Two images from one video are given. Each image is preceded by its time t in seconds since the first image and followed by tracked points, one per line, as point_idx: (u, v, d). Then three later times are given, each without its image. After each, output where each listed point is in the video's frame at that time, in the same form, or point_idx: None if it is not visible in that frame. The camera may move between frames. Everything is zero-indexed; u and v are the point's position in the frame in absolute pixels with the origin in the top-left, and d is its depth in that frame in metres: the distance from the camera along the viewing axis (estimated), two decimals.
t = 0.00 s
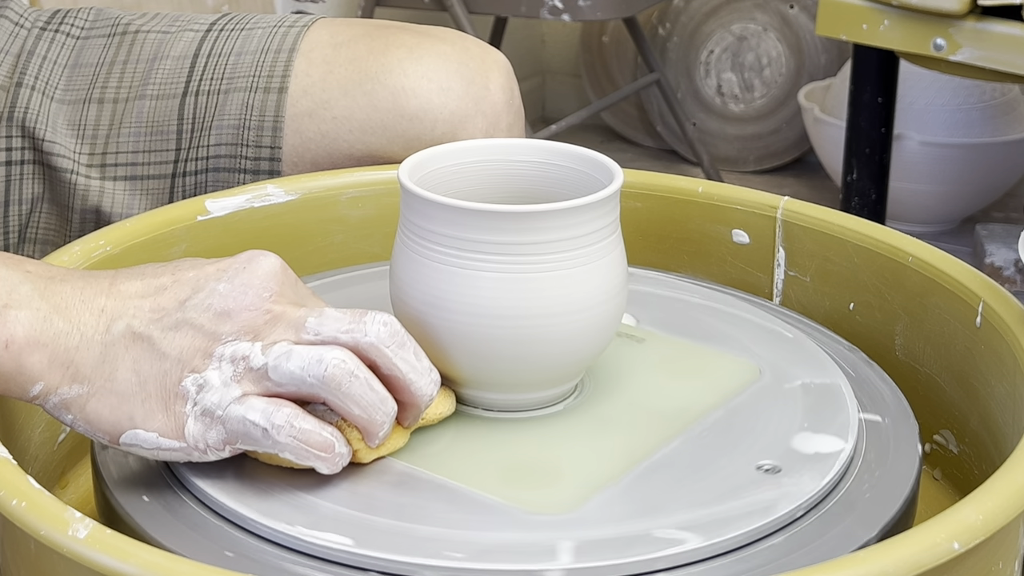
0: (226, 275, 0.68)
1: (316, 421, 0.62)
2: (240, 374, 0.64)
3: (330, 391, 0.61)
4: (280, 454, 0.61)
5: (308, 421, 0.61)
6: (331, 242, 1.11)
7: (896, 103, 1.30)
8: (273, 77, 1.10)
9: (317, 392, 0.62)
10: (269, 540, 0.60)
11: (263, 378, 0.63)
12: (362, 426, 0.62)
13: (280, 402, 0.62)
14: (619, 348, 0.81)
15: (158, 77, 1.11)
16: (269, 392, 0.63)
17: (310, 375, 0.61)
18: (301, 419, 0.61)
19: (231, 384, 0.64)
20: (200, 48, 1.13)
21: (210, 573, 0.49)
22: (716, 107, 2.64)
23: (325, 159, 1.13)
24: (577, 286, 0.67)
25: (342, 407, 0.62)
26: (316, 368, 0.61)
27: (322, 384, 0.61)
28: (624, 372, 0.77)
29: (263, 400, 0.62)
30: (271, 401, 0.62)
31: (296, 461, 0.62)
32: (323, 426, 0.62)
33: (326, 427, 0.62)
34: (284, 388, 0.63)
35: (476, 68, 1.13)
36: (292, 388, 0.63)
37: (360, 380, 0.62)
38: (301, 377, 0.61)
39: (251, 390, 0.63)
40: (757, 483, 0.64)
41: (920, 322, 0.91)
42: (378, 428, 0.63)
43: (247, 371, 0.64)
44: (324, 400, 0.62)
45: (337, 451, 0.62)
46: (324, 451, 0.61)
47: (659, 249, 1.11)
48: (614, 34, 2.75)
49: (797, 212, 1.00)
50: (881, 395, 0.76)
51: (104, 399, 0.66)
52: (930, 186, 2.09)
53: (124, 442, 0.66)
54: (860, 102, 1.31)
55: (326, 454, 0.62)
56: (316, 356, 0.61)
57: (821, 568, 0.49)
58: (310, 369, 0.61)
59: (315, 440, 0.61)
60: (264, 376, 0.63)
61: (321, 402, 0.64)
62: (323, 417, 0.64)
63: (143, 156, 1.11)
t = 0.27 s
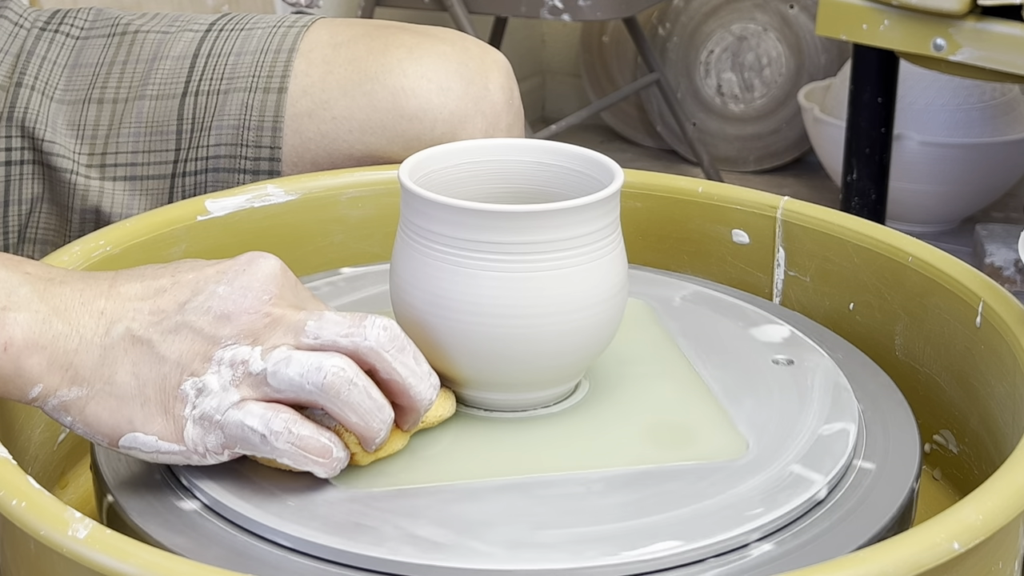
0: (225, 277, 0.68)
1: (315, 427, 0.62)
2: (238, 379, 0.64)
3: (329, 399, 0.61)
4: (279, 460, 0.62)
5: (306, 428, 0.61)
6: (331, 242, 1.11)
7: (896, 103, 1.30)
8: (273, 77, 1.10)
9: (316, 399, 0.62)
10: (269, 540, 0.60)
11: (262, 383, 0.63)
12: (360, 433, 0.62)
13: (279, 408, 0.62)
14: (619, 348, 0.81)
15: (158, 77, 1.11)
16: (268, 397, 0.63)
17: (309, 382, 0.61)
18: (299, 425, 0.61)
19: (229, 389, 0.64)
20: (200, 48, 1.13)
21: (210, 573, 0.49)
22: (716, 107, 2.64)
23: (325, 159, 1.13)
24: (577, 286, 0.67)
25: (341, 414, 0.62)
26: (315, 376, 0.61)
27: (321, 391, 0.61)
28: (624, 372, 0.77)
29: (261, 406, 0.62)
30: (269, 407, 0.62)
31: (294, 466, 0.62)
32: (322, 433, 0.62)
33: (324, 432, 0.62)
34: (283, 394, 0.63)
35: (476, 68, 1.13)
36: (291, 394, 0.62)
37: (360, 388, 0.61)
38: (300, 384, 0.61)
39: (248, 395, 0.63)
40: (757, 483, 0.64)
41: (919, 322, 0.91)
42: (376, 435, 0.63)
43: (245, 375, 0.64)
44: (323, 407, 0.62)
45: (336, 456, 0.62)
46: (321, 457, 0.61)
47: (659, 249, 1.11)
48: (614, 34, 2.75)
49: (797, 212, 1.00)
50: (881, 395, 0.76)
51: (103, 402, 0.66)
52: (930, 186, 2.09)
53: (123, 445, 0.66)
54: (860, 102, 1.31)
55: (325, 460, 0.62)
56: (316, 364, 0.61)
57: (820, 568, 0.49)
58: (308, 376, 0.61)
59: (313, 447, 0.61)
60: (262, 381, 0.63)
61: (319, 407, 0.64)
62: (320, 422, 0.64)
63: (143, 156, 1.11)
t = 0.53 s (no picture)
0: (226, 279, 0.68)
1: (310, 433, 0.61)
2: (237, 382, 0.64)
3: (330, 402, 0.61)
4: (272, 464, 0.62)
5: (299, 435, 0.61)
6: (331, 242, 1.11)
7: (896, 103, 1.30)
8: (274, 77, 1.10)
9: (316, 402, 0.62)
10: (270, 540, 0.60)
11: (262, 386, 0.63)
12: (361, 437, 0.62)
13: (272, 414, 0.62)
14: (620, 348, 0.81)
15: (158, 77, 1.11)
16: (267, 400, 0.63)
17: (310, 386, 0.61)
18: (290, 433, 0.61)
19: (229, 391, 0.64)
20: (200, 48, 1.13)
21: (210, 573, 0.49)
22: (716, 107, 2.64)
23: (325, 159, 1.13)
24: (577, 285, 0.67)
25: (341, 417, 0.62)
26: (316, 379, 0.61)
27: (322, 394, 0.61)
28: (625, 372, 0.77)
29: (255, 410, 0.62)
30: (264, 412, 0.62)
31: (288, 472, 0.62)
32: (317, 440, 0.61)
33: (317, 440, 0.61)
34: (283, 397, 0.63)
35: (476, 68, 1.13)
36: (291, 397, 0.62)
37: (359, 392, 0.61)
38: (301, 387, 0.61)
39: (246, 399, 0.63)
40: (757, 483, 0.64)
41: (920, 322, 0.91)
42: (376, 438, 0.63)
43: (246, 378, 0.64)
44: (323, 410, 0.62)
45: (330, 464, 0.62)
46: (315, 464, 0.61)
47: (659, 249, 1.11)
48: (614, 34, 2.75)
49: (797, 212, 1.00)
50: (882, 395, 0.76)
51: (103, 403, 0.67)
52: (930, 186, 2.09)
53: (123, 446, 0.66)
54: (860, 102, 1.31)
55: (318, 467, 0.61)
56: (316, 367, 0.61)
57: (820, 568, 0.49)
58: (309, 380, 0.61)
59: (305, 455, 0.61)
60: (262, 384, 0.63)
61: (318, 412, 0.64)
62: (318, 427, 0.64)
63: (143, 156, 1.11)
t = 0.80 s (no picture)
0: (224, 280, 0.68)
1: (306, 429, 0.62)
2: (233, 382, 0.64)
3: (328, 404, 0.61)
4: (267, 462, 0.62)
5: (292, 432, 0.61)
6: (331, 242, 1.11)
7: (896, 103, 1.30)
8: (274, 77, 1.10)
9: (314, 403, 0.62)
10: (270, 540, 0.60)
11: (259, 387, 0.63)
12: (357, 440, 0.63)
13: (264, 411, 0.62)
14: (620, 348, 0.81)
15: (158, 77, 1.11)
16: (264, 401, 0.63)
17: (308, 387, 0.61)
18: (283, 429, 0.61)
19: (226, 392, 0.64)
20: (200, 48, 1.13)
21: (209, 573, 0.49)
22: (716, 107, 2.64)
23: (325, 159, 1.13)
24: (577, 285, 0.67)
25: (338, 418, 0.62)
26: (314, 381, 0.61)
27: (320, 396, 0.61)
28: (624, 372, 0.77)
29: (247, 409, 0.62)
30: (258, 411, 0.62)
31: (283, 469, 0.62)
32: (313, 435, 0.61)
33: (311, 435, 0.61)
34: (281, 398, 0.63)
35: (476, 68, 1.13)
36: (289, 398, 0.62)
37: (357, 394, 0.62)
38: (299, 388, 0.61)
39: (243, 399, 0.63)
40: (756, 483, 0.64)
41: (920, 322, 0.91)
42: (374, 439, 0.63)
43: (242, 379, 0.64)
44: (321, 411, 0.62)
45: (325, 459, 0.62)
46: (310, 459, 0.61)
47: (659, 249, 1.11)
48: (614, 34, 2.75)
49: (797, 212, 1.00)
50: (881, 395, 0.76)
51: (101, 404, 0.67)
52: (930, 186, 2.09)
53: (121, 448, 0.66)
54: (860, 102, 1.31)
55: (314, 463, 0.61)
56: (315, 368, 0.61)
57: (820, 569, 0.49)
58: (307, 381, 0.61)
59: (298, 450, 0.61)
60: (259, 385, 0.63)
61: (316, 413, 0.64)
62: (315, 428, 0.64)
63: (143, 156, 1.11)
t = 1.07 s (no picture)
0: (221, 283, 0.68)
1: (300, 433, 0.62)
2: (229, 385, 0.64)
3: (321, 410, 0.62)
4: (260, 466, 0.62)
5: (286, 436, 0.61)
6: (331, 242, 1.11)
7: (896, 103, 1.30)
8: (274, 77, 1.10)
9: (308, 409, 0.62)
10: (270, 540, 0.60)
11: (254, 391, 0.64)
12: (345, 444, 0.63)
13: (258, 417, 0.62)
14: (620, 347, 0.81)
15: (159, 77, 1.11)
16: (258, 404, 0.64)
17: (303, 393, 0.62)
18: (277, 433, 0.61)
19: (222, 394, 0.64)
20: (201, 48, 1.13)
21: (209, 573, 0.49)
22: (716, 107, 2.64)
23: (325, 159, 1.13)
24: (577, 285, 0.67)
25: (329, 424, 0.62)
26: (309, 387, 0.62)
27: (314, 402, 0.62)
28: (625, 372, 0.77)
29: (241, 414, 0.62)
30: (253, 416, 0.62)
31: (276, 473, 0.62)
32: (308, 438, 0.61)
33: (305, 438, 0.61)
34: (276, 402, 0.63)
35: (476, 68, 1.13)
36: (284, 402, 0.63)
37: (350, 402, 0.62)
38: (294, 393, 0.62)
39: (238, 400, 0.64)
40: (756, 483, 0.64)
41: (920, 322, 0.91)
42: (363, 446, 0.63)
43: (238, 381, 0.64)
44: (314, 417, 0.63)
45: (320, 463, 0.62)
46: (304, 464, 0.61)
47: (659, 249, 1.12)
48: (614, 34, 2.75)
49: (797, 212, 1.00)
50: (881, 395, 0.76)
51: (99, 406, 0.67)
52: (930, 186, 2.09)
53: (117, 450, 0.66)
54: (860, 102, 1.31)
55: (307, 467, 0.61)
56: (311, 375, 0.62)
57: (821, 568, 0.49)
58: (302, 387, 0.62)
59: (292, 455, 0.61)
60: (253, 388, 0.64)
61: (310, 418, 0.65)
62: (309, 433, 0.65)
63: (143, 156, 1.11)
